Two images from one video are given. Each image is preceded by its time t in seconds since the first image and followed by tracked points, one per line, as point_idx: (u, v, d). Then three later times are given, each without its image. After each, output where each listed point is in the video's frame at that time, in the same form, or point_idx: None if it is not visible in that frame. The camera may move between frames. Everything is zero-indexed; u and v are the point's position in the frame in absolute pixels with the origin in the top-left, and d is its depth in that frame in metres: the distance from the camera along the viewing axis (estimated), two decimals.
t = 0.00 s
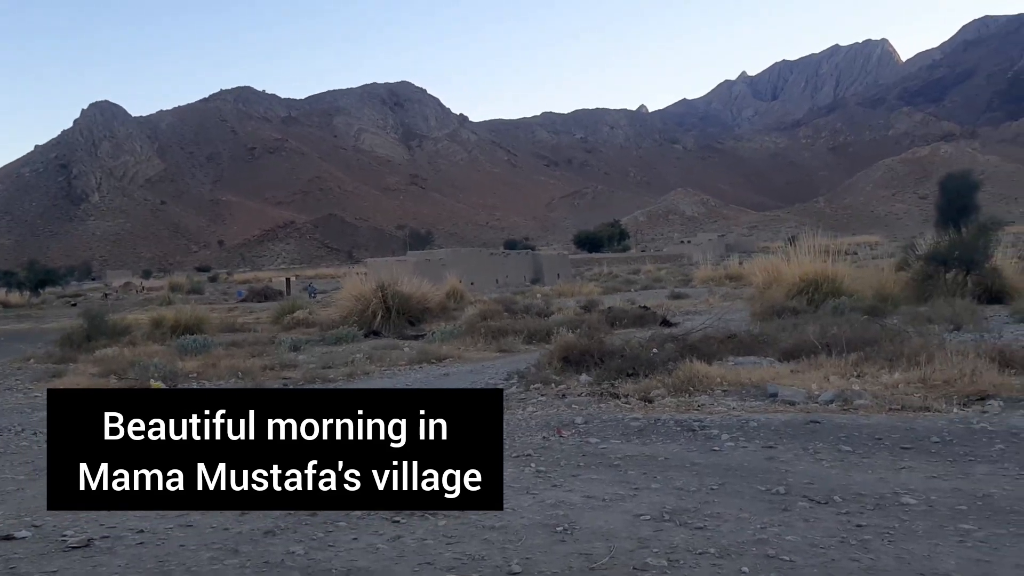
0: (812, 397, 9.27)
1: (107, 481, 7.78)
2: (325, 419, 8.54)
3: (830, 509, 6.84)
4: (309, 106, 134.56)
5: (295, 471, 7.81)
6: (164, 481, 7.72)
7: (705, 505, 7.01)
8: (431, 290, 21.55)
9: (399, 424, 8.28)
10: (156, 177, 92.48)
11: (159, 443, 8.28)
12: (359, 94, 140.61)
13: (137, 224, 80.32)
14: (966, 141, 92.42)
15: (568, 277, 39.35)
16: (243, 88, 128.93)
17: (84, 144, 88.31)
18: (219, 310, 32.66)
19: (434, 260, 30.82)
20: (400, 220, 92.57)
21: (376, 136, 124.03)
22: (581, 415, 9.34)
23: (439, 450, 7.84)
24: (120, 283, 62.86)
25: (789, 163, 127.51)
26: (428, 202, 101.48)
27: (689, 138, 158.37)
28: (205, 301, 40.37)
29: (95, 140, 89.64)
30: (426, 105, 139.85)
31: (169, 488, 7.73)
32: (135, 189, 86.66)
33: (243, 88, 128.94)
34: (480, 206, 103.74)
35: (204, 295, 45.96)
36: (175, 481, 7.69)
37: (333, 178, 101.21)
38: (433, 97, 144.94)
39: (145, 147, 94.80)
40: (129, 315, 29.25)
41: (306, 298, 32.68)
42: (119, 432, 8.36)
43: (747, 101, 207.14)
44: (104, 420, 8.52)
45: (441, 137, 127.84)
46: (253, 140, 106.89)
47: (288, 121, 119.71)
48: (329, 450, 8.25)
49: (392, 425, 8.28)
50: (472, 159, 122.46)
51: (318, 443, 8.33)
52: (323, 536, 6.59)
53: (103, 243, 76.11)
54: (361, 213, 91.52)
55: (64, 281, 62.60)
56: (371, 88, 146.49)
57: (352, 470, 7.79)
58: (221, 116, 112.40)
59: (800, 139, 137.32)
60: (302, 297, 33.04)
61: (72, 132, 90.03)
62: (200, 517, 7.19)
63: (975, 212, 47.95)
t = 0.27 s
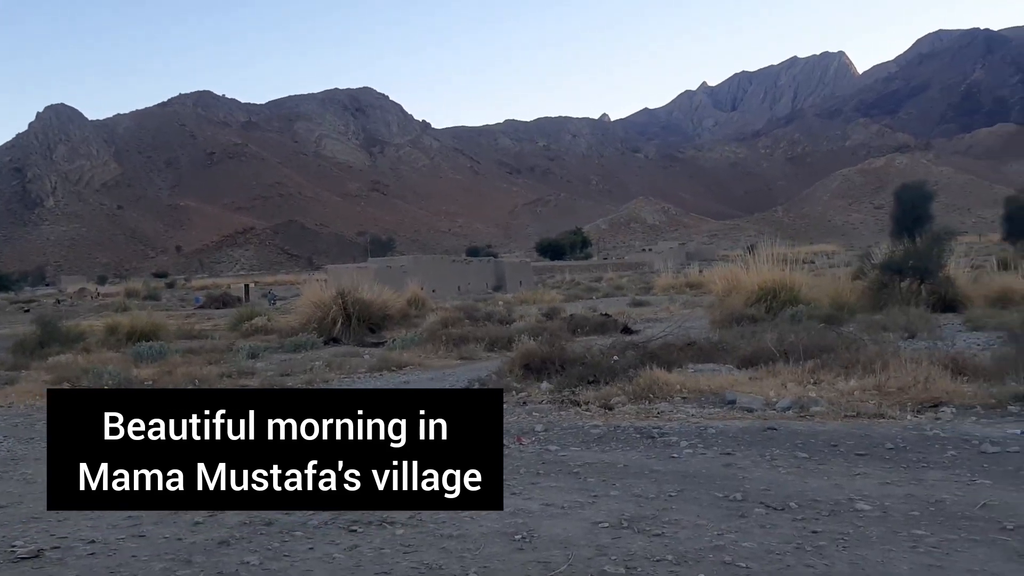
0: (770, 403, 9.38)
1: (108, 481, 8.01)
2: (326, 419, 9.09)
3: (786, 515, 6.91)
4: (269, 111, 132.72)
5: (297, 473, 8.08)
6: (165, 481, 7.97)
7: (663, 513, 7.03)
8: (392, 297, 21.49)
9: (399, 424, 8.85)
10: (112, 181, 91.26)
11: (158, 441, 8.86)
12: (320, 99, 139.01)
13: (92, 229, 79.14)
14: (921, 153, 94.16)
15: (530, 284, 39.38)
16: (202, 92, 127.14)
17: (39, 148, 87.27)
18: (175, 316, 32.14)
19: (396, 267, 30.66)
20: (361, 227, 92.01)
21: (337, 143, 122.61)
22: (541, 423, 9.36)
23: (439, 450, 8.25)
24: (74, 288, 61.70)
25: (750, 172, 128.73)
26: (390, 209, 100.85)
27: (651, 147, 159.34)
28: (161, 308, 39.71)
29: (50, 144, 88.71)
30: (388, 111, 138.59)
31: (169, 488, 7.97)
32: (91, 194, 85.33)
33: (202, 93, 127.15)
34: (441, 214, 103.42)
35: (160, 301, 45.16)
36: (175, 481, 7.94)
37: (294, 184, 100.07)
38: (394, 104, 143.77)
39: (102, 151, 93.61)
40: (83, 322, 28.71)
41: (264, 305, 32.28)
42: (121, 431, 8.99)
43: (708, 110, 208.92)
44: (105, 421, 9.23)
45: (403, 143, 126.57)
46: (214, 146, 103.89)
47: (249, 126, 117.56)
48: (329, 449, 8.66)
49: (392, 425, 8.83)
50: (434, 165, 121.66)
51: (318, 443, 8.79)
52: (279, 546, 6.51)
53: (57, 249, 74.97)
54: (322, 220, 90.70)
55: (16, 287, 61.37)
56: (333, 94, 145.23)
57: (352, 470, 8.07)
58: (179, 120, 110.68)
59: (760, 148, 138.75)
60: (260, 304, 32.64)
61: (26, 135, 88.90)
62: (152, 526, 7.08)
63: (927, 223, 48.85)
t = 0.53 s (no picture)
0: (731, 411, 9.46)
1: (108, 481, 8.25)
2: (326, 420, 9.45)
3: (746, 523, 6.96)
4: (232, 118, 131.09)
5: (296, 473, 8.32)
6: (164, 481, 8.19)
7: (624, 522, 7.04)
8: (355, 305, 21.43)
9: (398, 425, 9.18)
10: (71, 187, 90.10)
11: (158, 441, 9.16)
12: (283, 107, 137.17)
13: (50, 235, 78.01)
14: (879, 164, 95.77)
15: (495, 293, 39.38)
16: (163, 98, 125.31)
17: None
18: (134, 325, 31.69)
19: (359, 274, 30.52)
20: (325, 235, 91.45)
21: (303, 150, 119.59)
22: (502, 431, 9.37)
23: (438, 451, 8.49)
24: (30, 296, 60.47)
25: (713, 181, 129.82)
26: (355, 216, 100.21)
27: (615, 156, 159.99)
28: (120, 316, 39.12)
29: (7, 151, 88.24)
30: (353, 119, 137.52)
31: (169, 488, 8.20)
32: (49, 200, 84.14)
33: (163, 98, 125.33)
34: (406, 222, 103.11)
35: (117, 311, 44.42)
36: (175, 481, 8.17)
37: (257, 191, 98.80)
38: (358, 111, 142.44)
39: (60, 157, 92.59)
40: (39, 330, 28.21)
41: (225, 314, 31.92)
42: (121, 432, 9.28)
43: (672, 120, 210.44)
44: (104, 421, 9.53)
45: (369, 151, 124.80)
46: (175, 152, 102.08)
47: (211, 131, 115.56)
48: (330, 449, 8.94)
49: (392, 425, 9.17)
50: (399, 173, 120.70)
51: (318, 442, 9.09)
52: (237, 558, 6.43)
53: (13, 255, 73.91)
54: (285, 227, 90.02)
55: None
56: (296, 101, 143.76)
57: (352, 470, 8.31)
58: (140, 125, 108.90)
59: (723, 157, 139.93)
60: (221, 312, 32.26)
61: None
62: (106, 538, 6.94)
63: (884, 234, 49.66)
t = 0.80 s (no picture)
0: (686, 417, 9.53)
1: (108, 481, 8.28)
2: (327, 421, 9.55)
3: (700, 528, 7.00)
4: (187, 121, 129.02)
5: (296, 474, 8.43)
6: (165, 481, 8.27)
7: (579, 527, 7.06)
8: (312, 312, 21.25)
9: (399, 425, 9.31)
10: (21, 191, 88.49)
11: (158, 441, 9.27)
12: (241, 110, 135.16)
13: None
14: (832, 173, 97.46)
15: (453, 299, 39.27)
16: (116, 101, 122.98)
17: None
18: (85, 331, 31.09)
19: (316, 281, 30.28)
20: (282, 241, 90.61)
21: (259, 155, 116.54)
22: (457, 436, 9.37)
23: (438, 451, 8.63)
24: None
25: (671, 190, 130.91)
26: (312, 222, 99.14)
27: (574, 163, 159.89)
28: (70, 321, 38.31)
29: None
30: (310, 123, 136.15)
31: (169, 488, 8.28)
32: None
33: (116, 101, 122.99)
34: (364, 228, 102.49)
35: (69, 315, 43.51)
36: (176, 481, 8.26)
37: (212, 196, 97.13)
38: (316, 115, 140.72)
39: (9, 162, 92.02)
40: None
41: (179, 320, 31.43)
42: (122, 431, 9.40)
43: (630, 127, 211.73)
44: (105, 421, 9.66)
45: (327, 155, 122.19)
46: (129, 156, 100.32)
47: (166, 134, 113.52)
48: (330, 449, 9.06)
49: (393, 425, 9.29)
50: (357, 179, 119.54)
51: (318, 442, 9.23)
52: (187, 568, 6.32)
53: None
54: (240, 233, 88.76)
55: None
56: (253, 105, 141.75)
57: (352, 470, 8.44)
58: (92, 128, 106.65)
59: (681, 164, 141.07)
60: (175, 318, 31.75)
61: None
62: (52, 549, 6.77)
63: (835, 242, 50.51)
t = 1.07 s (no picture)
0: (633, 423, 9.61)
1: (107, 482, 8.39)
2: (326, 421, 9.70)
3: (645, 534, 7.04)
4: (130, 125, 126.07)
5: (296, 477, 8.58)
6: (164, 481, 8.39)
7: (525, 534, 7.07)
8: (258, 319, 20.97)
9: (399, 425, 9.49)
10: None
11: (158, 441, 9.49)
12: (187, 113, 132.64)
13: None
14: (777, 182, 99.13)
15: (403, 307, 39.05)
16: (57, 103, 119.94)
17: None
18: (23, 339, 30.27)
19: (262, 287, 29.92)
20: (228, 248, 89.20)
21: (204, 160, 114.17)
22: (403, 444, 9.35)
23: (438, 451, 8.81)
24: None
25: (620, 198, 131.80)
26: (260, 228, 97.68)
27: (525, 169, 159.97)
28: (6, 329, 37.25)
29: None
30: (256, 128, 133.34)
31: (169, 488, 8.39)
32: None
33: (58, 104, 119.95)
34: (311, 234, 101.27)
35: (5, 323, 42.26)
36: (176, 481, 8.38)
37: (155, 201, 95.01)
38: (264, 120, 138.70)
39: None
40: None
41: (122, 327, 30.76)
42: (122, 431, 9.65)
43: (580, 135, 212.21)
44: (106, 422, 9.91)
45: (273, 160, 120.08)
46: (71, 159, 97.85)
47: (107, 137, 110.90)
48: (329, 449, 9.22)
49: (392, 425, 9.47)
50: (305, 185, 118.03)
51: (318, 442, 9.38)
52: None
53: None
54: (184, 240, 86.99)
55: None
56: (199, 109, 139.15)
57: (352, 471, 8.55)
58: (32, 132, 103.79)
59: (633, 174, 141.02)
60: (118, 326, 31.09)
61: None
62: None
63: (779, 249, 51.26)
